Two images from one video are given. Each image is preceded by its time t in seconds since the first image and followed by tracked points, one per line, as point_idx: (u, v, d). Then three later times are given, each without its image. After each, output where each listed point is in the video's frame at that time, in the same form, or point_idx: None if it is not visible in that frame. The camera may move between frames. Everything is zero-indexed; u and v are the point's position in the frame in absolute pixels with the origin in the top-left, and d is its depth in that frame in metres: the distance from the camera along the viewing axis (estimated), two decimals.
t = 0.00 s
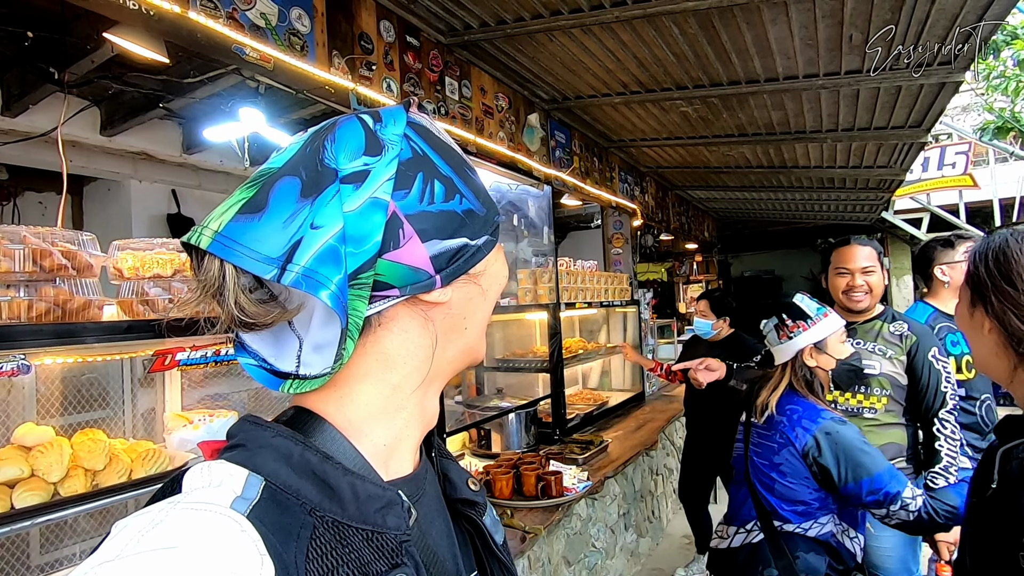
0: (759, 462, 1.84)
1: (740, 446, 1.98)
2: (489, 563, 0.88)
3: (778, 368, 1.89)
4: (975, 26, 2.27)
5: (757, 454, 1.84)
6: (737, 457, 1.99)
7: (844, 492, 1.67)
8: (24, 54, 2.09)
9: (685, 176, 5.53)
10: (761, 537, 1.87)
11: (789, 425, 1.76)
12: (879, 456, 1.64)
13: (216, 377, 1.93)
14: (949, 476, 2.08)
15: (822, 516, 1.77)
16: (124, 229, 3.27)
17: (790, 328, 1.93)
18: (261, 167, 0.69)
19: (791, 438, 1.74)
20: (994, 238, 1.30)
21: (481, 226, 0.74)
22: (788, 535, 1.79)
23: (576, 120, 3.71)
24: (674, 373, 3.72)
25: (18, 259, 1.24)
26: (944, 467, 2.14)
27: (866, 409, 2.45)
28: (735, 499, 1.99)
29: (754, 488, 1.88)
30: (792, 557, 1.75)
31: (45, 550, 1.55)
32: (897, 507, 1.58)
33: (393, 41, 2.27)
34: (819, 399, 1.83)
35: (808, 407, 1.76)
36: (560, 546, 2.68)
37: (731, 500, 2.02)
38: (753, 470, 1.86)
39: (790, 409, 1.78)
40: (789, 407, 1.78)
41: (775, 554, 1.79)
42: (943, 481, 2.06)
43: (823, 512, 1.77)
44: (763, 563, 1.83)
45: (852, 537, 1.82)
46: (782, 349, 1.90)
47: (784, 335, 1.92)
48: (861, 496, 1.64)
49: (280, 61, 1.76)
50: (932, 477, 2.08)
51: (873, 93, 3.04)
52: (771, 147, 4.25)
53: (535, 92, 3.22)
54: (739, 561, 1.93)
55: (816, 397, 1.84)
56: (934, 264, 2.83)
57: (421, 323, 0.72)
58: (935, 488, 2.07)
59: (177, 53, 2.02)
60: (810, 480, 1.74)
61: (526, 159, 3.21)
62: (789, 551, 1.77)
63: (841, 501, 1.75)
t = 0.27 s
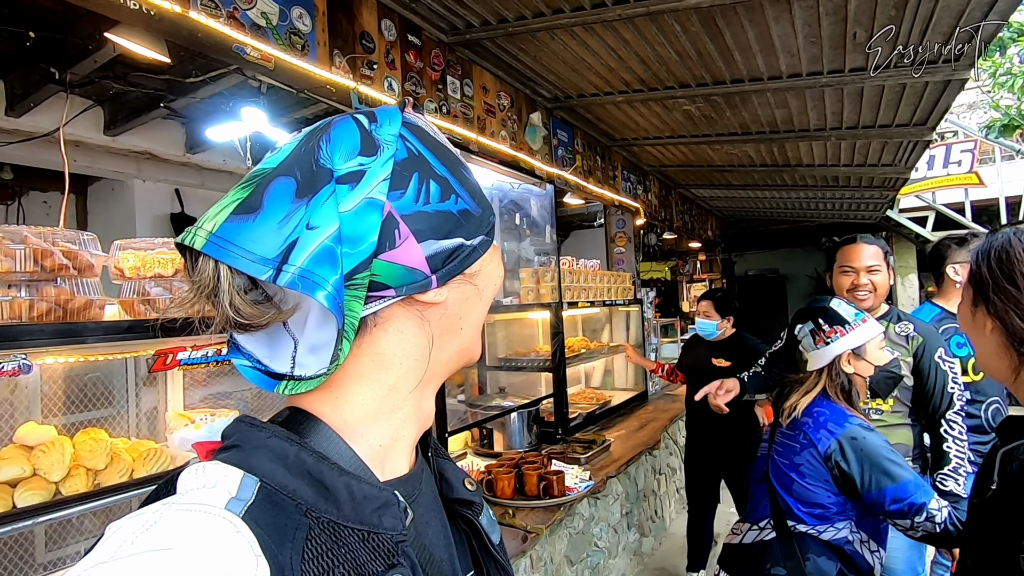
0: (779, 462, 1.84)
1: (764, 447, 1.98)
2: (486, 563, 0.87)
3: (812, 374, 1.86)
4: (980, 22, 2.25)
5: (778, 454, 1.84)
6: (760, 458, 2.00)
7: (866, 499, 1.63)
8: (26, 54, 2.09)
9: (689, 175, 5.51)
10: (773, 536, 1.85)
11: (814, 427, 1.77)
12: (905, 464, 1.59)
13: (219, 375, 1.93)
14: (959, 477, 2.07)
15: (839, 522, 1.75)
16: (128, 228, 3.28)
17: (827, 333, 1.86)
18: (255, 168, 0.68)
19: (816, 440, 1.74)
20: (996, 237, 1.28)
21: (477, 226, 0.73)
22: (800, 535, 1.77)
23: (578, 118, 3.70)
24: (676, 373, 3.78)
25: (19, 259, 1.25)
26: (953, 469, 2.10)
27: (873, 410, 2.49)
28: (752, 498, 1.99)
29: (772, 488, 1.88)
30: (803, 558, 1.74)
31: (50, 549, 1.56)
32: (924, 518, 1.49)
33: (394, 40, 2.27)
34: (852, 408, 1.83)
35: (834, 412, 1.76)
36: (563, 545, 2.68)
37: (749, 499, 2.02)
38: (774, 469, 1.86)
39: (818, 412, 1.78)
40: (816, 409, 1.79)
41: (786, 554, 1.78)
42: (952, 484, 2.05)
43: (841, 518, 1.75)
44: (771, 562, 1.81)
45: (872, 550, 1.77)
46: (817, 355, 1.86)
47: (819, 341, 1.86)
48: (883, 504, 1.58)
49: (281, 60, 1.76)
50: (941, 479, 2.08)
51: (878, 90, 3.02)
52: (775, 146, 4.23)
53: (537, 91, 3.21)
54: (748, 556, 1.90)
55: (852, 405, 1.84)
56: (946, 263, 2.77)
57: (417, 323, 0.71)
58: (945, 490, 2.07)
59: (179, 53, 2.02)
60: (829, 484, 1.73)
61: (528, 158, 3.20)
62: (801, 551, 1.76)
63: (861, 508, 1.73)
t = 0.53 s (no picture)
0: (789, 460, 1.83)
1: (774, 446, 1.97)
2: (484, 564, 0.87)
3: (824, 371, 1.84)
4: (989, 18, 2.22)
5: (787, 453, 1.84)
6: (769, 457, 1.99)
7: (872, 499, 1.65)
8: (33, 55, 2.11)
9: (694, 173, 5.48)
10: (783, 534, 1.84)
11: (822, 425, 1.77)
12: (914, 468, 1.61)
13: (226, 374, 1.94)
14: (967, 477, 2.01)
15: (849, 522, 1.72)
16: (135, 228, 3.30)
17: (844, 331, 1.82)
18: (253, 167, 0.68)
19: (826, 438, 1.74)
20: (1004, 235, 1.25)
21: (474, 227, 0.73)
22: (810, 535, 1.75)
23: (582, 116, 3.69)
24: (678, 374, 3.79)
25: (23, 259, 1.25)
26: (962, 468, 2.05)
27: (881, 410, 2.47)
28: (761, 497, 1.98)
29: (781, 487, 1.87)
30: (812, 558, 1.72)
31: (59, 546, 1.57)
32: (926, 523, 1.54)
33: (397, 39, 2.27)
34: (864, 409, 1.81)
35: (843, 410, 1.76)
36: (567, 544, 2.68)
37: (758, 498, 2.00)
38: (784, 468, 1.85)
39: (829, 411, 1.78)
40: (826, 407, 1.78)
41: (796, 553, 1.76)
42: (960, 484, 1.98)
43: (851, 518, 1.72)
44: (781, 561, 1.80)
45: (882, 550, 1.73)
46: (831, 352, 1.82)
47: (834, 338, 1.83)
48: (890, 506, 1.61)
49: (283, 60, 1.75)
50: (950, 479, 2.00)
51: (885, 87, 2.99)
52: (781, 143, 4.20)
53: (540, 89, 3.20)
54: (758, 556, 1.90)
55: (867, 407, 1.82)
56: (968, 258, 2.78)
57: (414, 324, 0.71)
58: (952, 490, 1.99)
59: (183, 53, 2.02)
60: (839, 483, 1.71)
61: (532, 157, 3.19)
62: (810, 550, 1.74)
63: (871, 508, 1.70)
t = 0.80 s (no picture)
0: (788, 460, 1.81)
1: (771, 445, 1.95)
2: (484, 562, 0.87)
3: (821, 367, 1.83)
4: (996, 12, 2.20)
5: (786, 453, 1.83)
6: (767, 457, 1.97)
7: (870, 498, 1.64)
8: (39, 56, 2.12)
9: (699, 170, 5.46)
10: (784, 535, 1.82)
11: (819, 424, 1.75)
12: (912, 466, 1.60)
13: (232, 371, 1.95)
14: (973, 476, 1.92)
15: (850, 521, 1.72)
16: (141, 227, 3.32)
17: (842, 326, 1.81)
18: (253, 164, 0.68)
19: (825, 438, 1.72)
20: None
21: (475, 225, 0.73)
22: (812, 536, 1.74)
23: (586, 114, 3.68)
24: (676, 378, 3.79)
25: (28, 258, 1.27)
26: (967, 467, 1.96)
27: (885, 409, 2.39)
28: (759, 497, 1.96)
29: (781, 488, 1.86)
30: (816, 559, 1.71)
31: (67, 541, 1.59)
32: (923, 521, 1.53)
33: (400, 38, 2.27)
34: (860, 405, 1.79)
35: (838, 407, 1.75)
36: (571, 543, 2.68)
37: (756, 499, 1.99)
38: (782, 468, 1.84)
39: (826, 409, 1.76)
40: (822, 406, 1.77)
41: (799, 554, 1.75)
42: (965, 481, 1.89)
43: (851, 517, 1.72)
44: (784, 563, 1.78)
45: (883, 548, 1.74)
46: (829, 347, 1.83)
47: (834, 332, 1.82)
48: (887, 504, 1.60)
49: (286, 59, 1.76)
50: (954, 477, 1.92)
51: (891, 83, 2.97)
52: (787, 141, 4.17)
53: (544, 87, 3.19)
54: (760, 556, 1.87)
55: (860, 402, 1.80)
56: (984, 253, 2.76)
57: (413, 322, 0.71)
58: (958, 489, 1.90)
59: (187, 53, 2.03)
60: (837, 482, 1.71)
61: (535, 155, 3.19)
62: (812, 551, 1.73)
63: (870, 506, 1.70)
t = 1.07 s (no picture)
0: (787, 462, 1.81)
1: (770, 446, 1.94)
2: (486, 561, 0.88)
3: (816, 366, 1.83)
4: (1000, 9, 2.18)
5: (785, 455, 1.82)
6: (766, 457, 1.97)
7: (867, 499, 1.63)
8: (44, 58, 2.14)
9: (703, 169, 5.45)
10: (786, 537, 1.83)
11: (818, 426, 1.74)
12: (909, 468, 1.60)
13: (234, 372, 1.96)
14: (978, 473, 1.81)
15: (850, 524, 1.71)
16: (146, 227, 3.34)
17: (833, 324, 1.81)
18: (256, 164, 0.69)
19: (822, 440, 1.71)
20: None
21: (477, 224, 0.73)
22: (816, 539, 1.75)
23: (589, 113, 3.67)
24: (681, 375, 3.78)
25: (33, 258, 1.28)
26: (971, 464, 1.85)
27: (889, 408, 2.35)
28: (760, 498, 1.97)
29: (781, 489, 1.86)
30: (820, 561, 1.73)
31: (75, 539, 1.60)
32: (918, 525, 1.53)
33: (402, 38, 2.28)
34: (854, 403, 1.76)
35: (835, 408, 1.73)
36: (574, 542, 2.68)
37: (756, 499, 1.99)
38: (781, 470, 1.83)
39: (823, 410, 1.74)
40: (820, 407, 1.75)
41: (803, 556, 1.77)
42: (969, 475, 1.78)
43: (852, 519, 1.71)
44: (787, 565, 1.80)
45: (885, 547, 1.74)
46: (821, 345, 1.83)
47: (824, 331, 1.83)
48: (884, 507, 1.60)
49: (289, 60, 1.76)
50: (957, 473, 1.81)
51: (896, 81, 2.95)
52: (791, 139, 4.15)
53: (547, 87, 3.19)
54: (761, 558, 1.90)
55: (855, 398, 1.77)
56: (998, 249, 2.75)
57: (414, 321, 0.71)
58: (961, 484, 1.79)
59: (191, 54, 2.04)
60: (837, 484, 1.70)
61: (538, 154, 3.19)
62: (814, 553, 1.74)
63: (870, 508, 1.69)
